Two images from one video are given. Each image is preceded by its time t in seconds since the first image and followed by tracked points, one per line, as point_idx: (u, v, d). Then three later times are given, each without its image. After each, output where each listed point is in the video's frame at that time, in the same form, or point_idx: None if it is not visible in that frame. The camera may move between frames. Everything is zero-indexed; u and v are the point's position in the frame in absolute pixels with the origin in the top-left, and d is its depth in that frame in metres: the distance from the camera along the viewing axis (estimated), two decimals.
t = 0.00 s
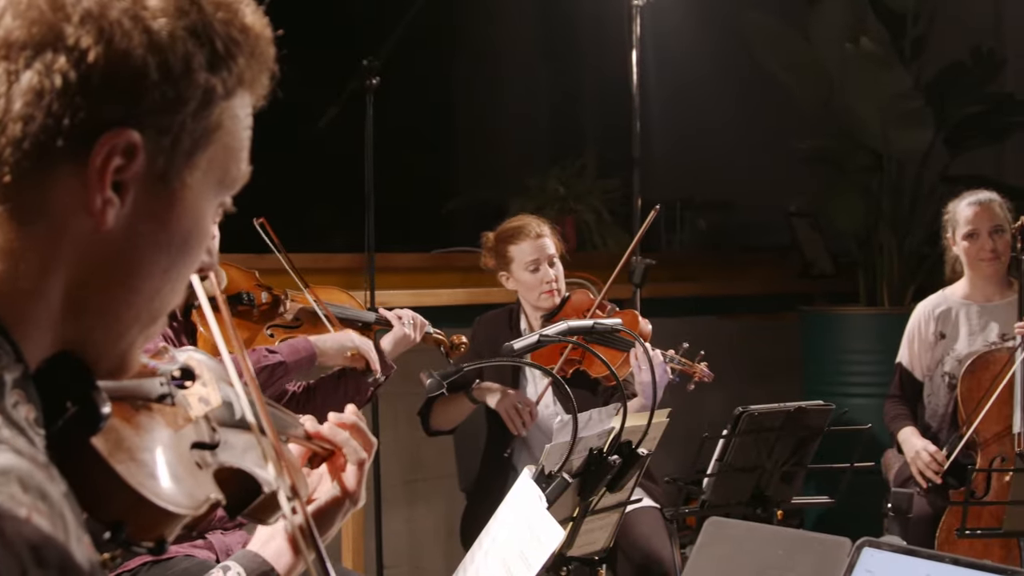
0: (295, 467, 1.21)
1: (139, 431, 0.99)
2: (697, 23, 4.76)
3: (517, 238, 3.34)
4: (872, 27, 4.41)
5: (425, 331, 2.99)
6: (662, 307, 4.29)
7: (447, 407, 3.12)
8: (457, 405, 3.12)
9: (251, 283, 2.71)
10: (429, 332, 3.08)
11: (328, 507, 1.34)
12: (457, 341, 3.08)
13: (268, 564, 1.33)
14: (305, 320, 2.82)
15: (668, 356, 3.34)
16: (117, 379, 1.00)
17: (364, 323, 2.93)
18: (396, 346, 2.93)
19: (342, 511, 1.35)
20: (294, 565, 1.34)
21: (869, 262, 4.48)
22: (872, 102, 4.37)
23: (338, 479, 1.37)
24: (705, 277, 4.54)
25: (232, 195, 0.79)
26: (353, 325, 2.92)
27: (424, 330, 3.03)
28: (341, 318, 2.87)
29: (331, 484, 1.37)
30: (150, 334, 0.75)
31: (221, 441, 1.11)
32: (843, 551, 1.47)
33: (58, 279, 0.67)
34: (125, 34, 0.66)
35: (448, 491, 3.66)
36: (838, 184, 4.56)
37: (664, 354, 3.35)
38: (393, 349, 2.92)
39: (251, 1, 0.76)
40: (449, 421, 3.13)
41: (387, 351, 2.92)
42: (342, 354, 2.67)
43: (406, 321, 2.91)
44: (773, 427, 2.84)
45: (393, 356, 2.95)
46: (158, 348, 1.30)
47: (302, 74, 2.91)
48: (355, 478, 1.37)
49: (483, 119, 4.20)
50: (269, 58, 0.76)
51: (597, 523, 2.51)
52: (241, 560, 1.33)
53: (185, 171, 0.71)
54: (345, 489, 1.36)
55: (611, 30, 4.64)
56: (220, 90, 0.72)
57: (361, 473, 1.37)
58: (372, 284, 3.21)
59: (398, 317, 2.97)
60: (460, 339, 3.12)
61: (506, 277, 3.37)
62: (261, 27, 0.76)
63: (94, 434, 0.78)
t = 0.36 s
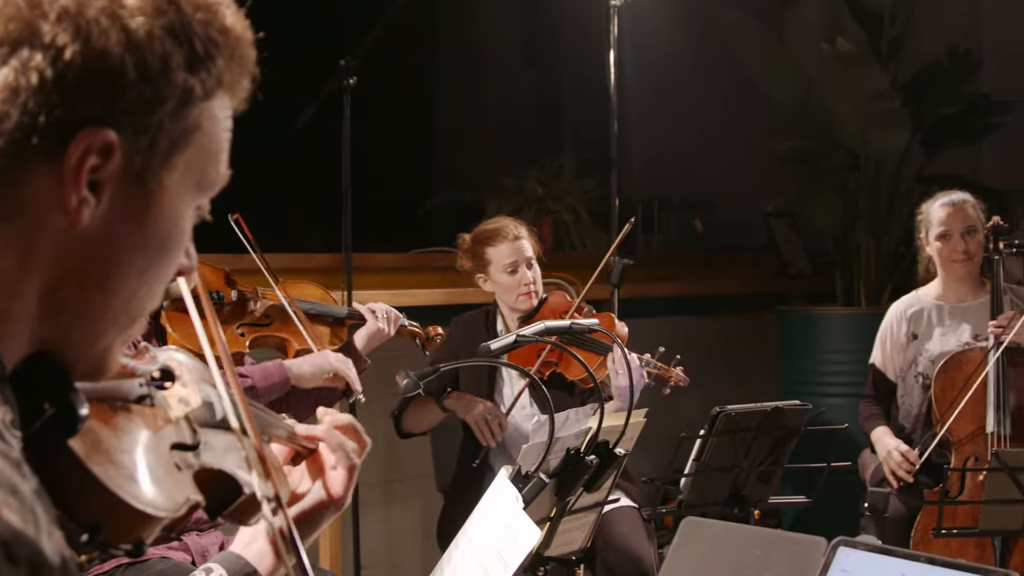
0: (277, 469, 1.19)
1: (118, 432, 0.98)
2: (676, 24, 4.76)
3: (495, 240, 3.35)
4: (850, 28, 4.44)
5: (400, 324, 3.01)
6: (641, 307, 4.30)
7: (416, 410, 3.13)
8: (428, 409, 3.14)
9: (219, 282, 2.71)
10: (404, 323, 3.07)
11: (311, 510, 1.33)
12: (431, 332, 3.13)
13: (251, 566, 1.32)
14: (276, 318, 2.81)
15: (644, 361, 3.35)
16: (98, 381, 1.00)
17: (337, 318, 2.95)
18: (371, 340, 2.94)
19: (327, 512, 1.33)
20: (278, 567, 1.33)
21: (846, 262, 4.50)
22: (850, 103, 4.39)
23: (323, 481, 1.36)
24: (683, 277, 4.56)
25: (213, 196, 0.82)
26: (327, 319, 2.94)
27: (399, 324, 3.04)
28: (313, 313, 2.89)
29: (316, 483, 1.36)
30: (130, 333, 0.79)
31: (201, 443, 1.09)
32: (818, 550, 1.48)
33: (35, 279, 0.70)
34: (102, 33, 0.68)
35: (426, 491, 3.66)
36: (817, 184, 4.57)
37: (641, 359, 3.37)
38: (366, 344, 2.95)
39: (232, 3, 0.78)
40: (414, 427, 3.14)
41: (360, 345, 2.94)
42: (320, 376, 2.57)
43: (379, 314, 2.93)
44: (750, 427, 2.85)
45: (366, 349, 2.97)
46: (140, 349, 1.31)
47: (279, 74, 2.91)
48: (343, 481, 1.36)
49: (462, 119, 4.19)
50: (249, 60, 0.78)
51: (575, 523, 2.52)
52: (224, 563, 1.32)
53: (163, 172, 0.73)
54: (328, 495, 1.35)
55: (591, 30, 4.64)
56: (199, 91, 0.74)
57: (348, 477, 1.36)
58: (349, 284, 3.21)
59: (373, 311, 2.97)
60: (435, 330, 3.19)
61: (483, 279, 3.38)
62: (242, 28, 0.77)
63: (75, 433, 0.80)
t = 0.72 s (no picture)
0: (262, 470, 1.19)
1: (107, 434, 0.95)
2: (655, 24, 4.75)
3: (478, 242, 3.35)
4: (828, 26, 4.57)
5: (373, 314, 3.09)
6: (620, 307, 4.29)
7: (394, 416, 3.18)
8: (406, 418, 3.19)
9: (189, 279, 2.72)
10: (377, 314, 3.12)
11: (304, 512, 1.32)
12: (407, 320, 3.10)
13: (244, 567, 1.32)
14: (249, 314, 2.79)
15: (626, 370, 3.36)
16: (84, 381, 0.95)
17: (308, 311, 2.97)
18: (344, 332, 2.98)
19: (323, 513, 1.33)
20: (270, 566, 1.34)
21: (825, 263, 4.50)
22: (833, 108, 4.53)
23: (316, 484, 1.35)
24: (662, 277, 4.57)
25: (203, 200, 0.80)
26: (300, 312, 2.97)
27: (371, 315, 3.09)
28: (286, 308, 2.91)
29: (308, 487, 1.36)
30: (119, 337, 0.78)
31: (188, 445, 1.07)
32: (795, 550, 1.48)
33: (19, 281, 0.70)
34: (86, 32, 0.67)
35: (405, 491, 3.66)
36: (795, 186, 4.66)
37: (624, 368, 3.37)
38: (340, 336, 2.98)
39: (223, 6, 0.77)
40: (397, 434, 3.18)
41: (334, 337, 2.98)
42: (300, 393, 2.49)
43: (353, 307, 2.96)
44: (728, 427, 2.85)
45: (340, 341, 3.01)
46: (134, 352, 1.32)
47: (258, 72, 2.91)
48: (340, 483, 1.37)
49: (441, 118, 4.17)
50: (241, 64, 0.77)
51: (553, 523, 2.52)
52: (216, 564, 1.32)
53: (149, 175, 0.72)
54: (324, 494, 1.34)
55: (571, 31, 4.65)
56: (186, 93, 0.72)
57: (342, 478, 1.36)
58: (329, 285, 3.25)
59: (346, 303, 3.02)
60: (411, 320, 3.17)
61: (466, 281, 3.38)
62: (233, 32, 0.76)
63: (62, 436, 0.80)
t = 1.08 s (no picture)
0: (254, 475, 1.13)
1: (93, 435, 0.92)
2: (632, 24, 4.71)
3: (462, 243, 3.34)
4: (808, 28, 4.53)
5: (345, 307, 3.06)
6: (599, 307, 4.28)
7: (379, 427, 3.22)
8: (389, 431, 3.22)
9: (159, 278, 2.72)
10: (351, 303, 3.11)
11: (297, 532, 1.25)
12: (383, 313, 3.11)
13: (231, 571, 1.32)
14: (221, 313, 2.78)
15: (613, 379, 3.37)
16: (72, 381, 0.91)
17: (280, 305, 2.98)
18: (316, 327, 2.99)
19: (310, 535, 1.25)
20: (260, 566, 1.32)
21: (804, 263, 4.51)
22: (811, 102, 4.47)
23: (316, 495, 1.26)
24: (642, 277, 4.57)
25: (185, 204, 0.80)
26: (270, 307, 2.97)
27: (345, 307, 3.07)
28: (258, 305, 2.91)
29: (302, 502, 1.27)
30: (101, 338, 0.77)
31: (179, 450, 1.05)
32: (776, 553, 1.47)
33: None
34: (67, 28, 0.67)
35: (384, 490, 3.66)
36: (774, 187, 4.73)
37: (610, 377, 3.38)
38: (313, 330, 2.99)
39: (206, 7, 0.76)
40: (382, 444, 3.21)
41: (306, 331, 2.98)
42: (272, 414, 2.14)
43: (326, 301, 2.96)
44: (707, 426, 2.86)
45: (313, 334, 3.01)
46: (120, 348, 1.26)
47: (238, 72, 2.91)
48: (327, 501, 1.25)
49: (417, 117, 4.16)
50: (223, 67, 0.77)
51: (533, 522, 2.52)
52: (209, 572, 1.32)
53: (130, 175, 0.71)
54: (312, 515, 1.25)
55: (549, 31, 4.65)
56: (168, 92, 0.72)
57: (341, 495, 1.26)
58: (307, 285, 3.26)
59: (318, 296, 3.01)
60: (386, 310, 3.18)
61: (448, 282, 3.38)
62: (216, 33, 0.76)
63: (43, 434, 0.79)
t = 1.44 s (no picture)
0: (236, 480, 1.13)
1: (70, 439, 0.92)
2: (610, 22, 4.72)
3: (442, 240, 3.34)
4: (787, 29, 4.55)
5: (322, 308, 3.07)
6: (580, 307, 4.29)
7: (363, 431, 3.24)
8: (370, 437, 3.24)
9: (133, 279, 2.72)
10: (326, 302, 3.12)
11: (280, 533, 1.19)
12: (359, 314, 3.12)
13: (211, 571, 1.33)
14: (194, 314, 2.77)
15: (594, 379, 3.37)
16: (47, 385, 0.91)
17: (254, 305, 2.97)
18: (291, 328, 3.00)
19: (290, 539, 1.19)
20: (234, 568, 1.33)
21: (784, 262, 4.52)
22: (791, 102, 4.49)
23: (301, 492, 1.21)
24: (622, 277, 4.57)
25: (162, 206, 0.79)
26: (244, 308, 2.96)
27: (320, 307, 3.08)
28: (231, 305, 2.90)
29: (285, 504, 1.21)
30: (75, 340, 0.77)
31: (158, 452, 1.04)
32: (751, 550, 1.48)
33: None
34: (44, 27, 0.67)
35: (364, 489, 3.65)
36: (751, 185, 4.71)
37: (592, 377, 3.38)
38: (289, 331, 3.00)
39: (184, 9, 0.76)
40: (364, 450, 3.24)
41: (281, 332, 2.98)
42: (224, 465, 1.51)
43: (303, 303, 2.96)
44: (687, 425, 2.86)
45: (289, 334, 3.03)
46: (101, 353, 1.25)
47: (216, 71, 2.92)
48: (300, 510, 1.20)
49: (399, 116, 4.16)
50: (201, 69, 0.76)
51: (512, 522, 2.52)
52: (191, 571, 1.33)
53: (105, 176, 0.71)
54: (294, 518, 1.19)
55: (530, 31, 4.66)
56: (145, 93, 0.72)
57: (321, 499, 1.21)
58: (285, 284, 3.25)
59: (294, 297, 3.00)
60: (363, 309, 3.17)
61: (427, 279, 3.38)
62: (194, 36, 0.75)
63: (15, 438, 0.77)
